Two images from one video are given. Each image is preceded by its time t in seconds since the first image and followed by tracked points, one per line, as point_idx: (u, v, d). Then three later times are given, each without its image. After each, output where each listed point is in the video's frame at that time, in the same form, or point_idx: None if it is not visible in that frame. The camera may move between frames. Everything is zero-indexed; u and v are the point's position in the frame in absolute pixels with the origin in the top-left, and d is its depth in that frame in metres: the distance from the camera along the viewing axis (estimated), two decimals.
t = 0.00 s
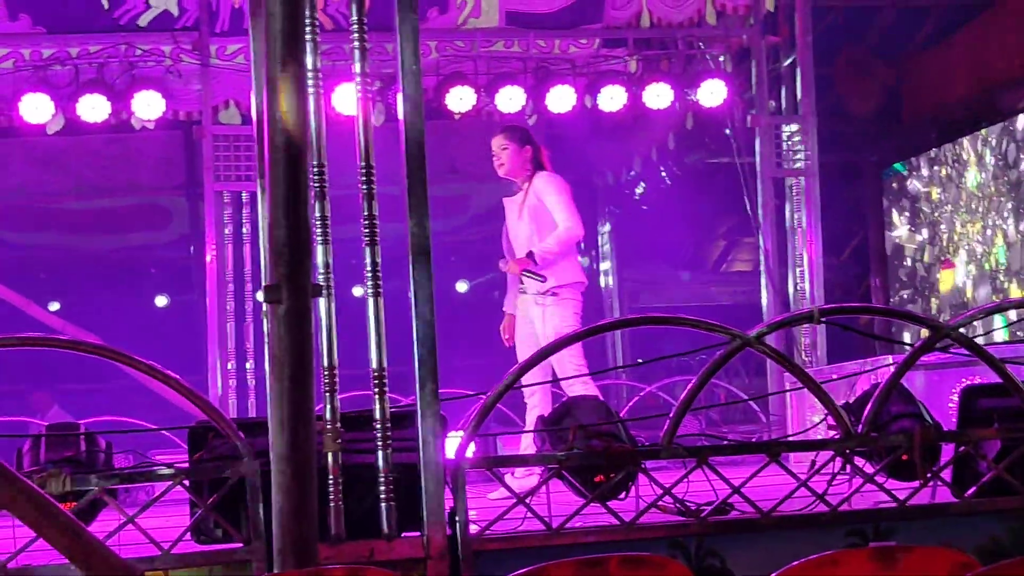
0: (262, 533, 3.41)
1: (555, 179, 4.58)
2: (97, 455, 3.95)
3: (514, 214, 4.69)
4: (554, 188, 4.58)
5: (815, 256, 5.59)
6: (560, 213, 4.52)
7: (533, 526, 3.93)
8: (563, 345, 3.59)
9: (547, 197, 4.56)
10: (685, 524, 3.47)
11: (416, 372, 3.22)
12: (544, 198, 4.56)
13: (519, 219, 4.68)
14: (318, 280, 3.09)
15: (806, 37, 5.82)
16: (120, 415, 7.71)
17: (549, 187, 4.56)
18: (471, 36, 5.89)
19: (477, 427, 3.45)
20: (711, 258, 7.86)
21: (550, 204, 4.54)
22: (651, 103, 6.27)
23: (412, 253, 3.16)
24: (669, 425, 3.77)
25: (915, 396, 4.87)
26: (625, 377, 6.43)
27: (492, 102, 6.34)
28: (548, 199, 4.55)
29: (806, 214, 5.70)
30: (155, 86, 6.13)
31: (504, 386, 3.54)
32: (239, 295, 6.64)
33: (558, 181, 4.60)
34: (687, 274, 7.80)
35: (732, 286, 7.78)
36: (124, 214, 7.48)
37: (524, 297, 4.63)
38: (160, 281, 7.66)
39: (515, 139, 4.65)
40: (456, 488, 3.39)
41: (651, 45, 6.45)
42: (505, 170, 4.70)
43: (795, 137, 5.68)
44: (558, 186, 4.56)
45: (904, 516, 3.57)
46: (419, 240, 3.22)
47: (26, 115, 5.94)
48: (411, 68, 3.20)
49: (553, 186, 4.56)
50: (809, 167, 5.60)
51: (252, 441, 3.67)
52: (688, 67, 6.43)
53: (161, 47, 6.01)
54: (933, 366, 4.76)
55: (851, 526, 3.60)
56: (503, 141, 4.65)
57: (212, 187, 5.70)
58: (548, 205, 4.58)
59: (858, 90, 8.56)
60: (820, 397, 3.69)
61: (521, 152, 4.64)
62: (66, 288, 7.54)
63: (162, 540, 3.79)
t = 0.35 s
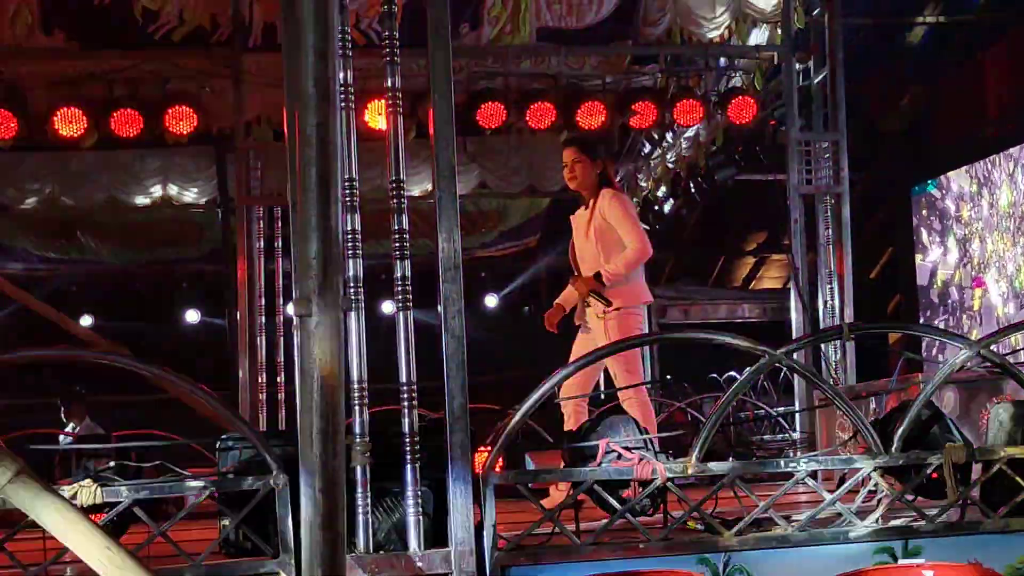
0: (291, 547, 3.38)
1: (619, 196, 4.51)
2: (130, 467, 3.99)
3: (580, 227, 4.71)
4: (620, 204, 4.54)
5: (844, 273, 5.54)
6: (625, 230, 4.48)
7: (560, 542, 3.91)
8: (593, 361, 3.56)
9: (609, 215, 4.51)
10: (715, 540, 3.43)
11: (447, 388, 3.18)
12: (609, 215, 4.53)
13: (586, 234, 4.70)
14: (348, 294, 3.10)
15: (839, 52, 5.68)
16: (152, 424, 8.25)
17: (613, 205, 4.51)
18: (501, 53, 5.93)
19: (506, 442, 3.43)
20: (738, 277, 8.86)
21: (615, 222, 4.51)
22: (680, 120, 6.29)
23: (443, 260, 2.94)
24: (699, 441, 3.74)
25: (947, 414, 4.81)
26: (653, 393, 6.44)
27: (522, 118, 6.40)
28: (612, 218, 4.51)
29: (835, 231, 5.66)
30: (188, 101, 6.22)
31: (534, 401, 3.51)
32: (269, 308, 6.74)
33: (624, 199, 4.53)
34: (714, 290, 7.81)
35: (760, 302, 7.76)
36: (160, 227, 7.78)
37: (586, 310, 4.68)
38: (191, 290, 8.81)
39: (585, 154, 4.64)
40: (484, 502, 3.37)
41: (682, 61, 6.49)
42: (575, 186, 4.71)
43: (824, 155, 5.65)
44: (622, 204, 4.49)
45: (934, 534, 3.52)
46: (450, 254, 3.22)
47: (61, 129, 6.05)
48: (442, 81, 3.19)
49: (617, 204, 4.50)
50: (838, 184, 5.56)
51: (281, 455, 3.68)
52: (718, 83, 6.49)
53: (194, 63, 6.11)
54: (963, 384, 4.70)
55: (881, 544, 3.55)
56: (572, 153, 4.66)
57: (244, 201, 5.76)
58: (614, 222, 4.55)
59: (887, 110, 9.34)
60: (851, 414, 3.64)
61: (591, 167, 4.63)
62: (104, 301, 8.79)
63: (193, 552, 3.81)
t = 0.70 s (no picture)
0: (304, 557, 3.39)
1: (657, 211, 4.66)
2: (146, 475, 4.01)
3: (612, 241, 4.85)
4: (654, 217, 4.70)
5: (863, 290, 5.52)
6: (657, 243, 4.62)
7: (573, 556, 3.89)
8: (609, 374, 3.54)
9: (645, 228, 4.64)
10: (727, 556, 3.40)
11: (464, 399, 3.18)
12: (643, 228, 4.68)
13: (616, 247, 4.83)
14: (363, 304, 3.03)
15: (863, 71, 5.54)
16: (170, 433, 8.28)
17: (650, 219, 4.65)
18: (521, 68, 5.95)
19: (521, 453, 3.42)
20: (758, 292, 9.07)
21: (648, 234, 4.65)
22: (700, 136, 6.28)
23: (460, 272, 2.95)
24: (715, 456, 3.72)
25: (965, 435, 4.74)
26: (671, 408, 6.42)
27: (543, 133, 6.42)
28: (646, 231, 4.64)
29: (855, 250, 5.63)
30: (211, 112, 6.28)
31: (548, 415, 3.51)
32: (288, 320, 6.78)
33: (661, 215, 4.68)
34: (733, 308, 7.78)
35: (780, 320, 7.73)
36: (179, 238, 7.83)
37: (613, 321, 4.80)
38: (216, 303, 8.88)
39: (620, 166, 4.87)
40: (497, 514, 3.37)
41: (703, 79, 6.49)
42: (612, 196, 4.91)
43: (845, 171, 5.60)
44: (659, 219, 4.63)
45: (948, 554, 3.47)
46: (466, 267, 3.22)
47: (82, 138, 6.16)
48: (461, 95, 3.21)
49: (654, 218, 4.64)
50: (859, 202, 5.52)
51: (297, 464, 3.69)
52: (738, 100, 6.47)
53: (217, 75, 6.19)
54: (983, 404, 4.66)
55: (895, 562, 3.50)
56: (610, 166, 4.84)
57: (265, 213, 5.78)
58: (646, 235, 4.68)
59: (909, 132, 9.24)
60: (867, 431, 3.61)
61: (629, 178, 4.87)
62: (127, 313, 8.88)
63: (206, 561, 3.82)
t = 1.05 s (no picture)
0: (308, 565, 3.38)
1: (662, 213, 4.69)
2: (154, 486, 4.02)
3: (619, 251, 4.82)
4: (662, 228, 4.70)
5: (872, 309, 5.45)
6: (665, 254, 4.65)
7: (577, 569, 3.89)
8: (615, 386, 3.53)
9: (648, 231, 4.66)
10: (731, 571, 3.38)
11: (469, 409, 3.18)
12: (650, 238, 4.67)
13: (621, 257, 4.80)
14: (372, 315, 3.01)
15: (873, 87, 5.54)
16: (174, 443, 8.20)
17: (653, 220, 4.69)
18: (533, 80, 5.98)
19: (525, 465, 3.42)
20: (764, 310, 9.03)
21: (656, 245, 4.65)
22: (712, 151, 6.27)
23: (469, 283, 2.94)
24: (721, 471, 3.70)
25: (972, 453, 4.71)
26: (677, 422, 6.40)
27: (554, 145, 6.42)
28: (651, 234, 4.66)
29: (863, 267, 5.61)
30: (223, 120, 6.32)
31: (553, 426, 3.50)
32: (296, 328, 6.79)
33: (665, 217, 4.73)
34: (740, 323, 7.76)
35: (788, 336, 7.71)
36: (189, 245, 7.85)
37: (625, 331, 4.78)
38: (224, 311, 8.79)
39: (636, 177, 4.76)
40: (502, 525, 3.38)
41: (714, 94, 6.50)
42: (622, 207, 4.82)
43: (855, 188, 5.58)
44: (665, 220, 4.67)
45: (954, 572, 3.44)
46: (475, 277, 3.22)
47: (95, 144, 6.16)
48: (471, 106, 3.22)
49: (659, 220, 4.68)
50: (868, 219, 5.50)
51: (302, 473, 3.68)
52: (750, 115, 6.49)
53: (231, 83, 6.24)
54: (991, 423, 4.63)
55: None
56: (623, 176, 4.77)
57: (275, 221, 5.79)
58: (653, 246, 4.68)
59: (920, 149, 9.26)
60: (873, 447, 3.59)
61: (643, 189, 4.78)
62: (133, 317, 8.66)
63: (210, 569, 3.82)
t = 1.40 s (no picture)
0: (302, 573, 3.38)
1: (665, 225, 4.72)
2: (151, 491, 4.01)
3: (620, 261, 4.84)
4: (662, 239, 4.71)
5: (869, 322, 5.45)
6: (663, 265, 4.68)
7: None
8: (612, 397, 3.53)
9: (649, 240, 4.67)
10: None
11: (465, 419, 3.16)
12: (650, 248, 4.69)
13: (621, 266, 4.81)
14: (371, 324, 3.01)
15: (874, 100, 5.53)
16: (172, 447, 8.23)
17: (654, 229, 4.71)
18: (534, 88, 5.99)
19: (521, 474, 3.41)
20: (763, 320, 8.69)
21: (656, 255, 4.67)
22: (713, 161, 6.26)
23: (469, 292, 2.92)
24: (716, 482, 3.70)
25: (968, 467, 4.70)
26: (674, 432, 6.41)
27: (553, 154, 6.42)
28: (651, 242, 4.67)
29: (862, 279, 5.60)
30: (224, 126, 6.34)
31: (549, 436, 3.50)
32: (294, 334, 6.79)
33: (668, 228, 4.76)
34: (738, 333, 7.77)
35: (785, 347, 7.72)
36: (188, 250, 7.85)
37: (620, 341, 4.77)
38: (221, 315, 8.43)
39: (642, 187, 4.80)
40: (498, 534, 3.38)
41: (715, 105, 6.52)
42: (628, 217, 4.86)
43: (854, 201, 5.58)
44: (666, 230, 4.69)
45: None
46: (472, 286, 3.22)
47: (95, 150, 6.17)
48: (471, 116, 3.23)
49: (660, 229, 4.70)
50: (867, 231, 5.50)
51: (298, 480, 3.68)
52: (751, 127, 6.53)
53: (232, 90, 6.26)
54: (987, 437, 4.62)
55: None
56: (625, 187, 4.82)
57: (274, 227, 5.79)
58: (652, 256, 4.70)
59: (920, 161, 9.29)
60: (868, 460, 3.59)
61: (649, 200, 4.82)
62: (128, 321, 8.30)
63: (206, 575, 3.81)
